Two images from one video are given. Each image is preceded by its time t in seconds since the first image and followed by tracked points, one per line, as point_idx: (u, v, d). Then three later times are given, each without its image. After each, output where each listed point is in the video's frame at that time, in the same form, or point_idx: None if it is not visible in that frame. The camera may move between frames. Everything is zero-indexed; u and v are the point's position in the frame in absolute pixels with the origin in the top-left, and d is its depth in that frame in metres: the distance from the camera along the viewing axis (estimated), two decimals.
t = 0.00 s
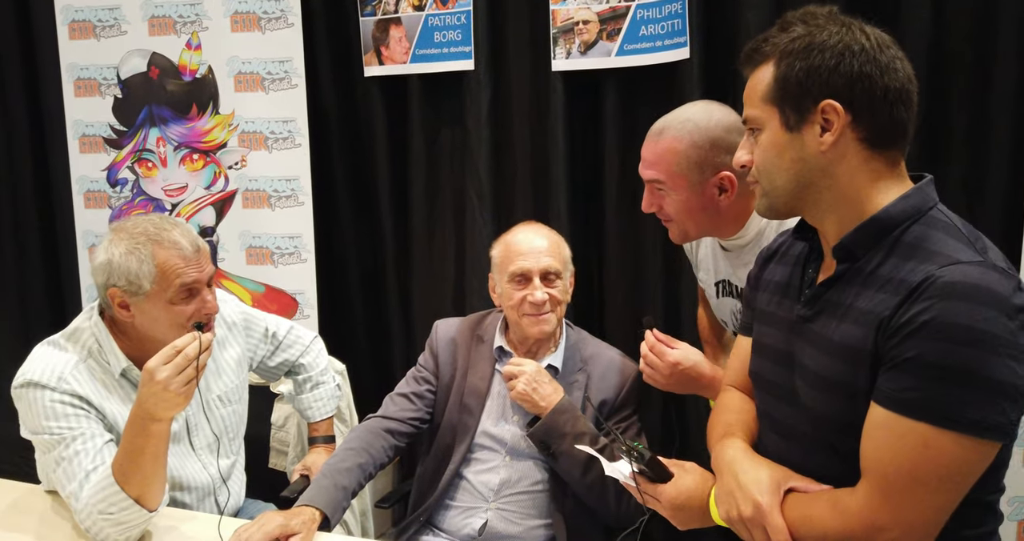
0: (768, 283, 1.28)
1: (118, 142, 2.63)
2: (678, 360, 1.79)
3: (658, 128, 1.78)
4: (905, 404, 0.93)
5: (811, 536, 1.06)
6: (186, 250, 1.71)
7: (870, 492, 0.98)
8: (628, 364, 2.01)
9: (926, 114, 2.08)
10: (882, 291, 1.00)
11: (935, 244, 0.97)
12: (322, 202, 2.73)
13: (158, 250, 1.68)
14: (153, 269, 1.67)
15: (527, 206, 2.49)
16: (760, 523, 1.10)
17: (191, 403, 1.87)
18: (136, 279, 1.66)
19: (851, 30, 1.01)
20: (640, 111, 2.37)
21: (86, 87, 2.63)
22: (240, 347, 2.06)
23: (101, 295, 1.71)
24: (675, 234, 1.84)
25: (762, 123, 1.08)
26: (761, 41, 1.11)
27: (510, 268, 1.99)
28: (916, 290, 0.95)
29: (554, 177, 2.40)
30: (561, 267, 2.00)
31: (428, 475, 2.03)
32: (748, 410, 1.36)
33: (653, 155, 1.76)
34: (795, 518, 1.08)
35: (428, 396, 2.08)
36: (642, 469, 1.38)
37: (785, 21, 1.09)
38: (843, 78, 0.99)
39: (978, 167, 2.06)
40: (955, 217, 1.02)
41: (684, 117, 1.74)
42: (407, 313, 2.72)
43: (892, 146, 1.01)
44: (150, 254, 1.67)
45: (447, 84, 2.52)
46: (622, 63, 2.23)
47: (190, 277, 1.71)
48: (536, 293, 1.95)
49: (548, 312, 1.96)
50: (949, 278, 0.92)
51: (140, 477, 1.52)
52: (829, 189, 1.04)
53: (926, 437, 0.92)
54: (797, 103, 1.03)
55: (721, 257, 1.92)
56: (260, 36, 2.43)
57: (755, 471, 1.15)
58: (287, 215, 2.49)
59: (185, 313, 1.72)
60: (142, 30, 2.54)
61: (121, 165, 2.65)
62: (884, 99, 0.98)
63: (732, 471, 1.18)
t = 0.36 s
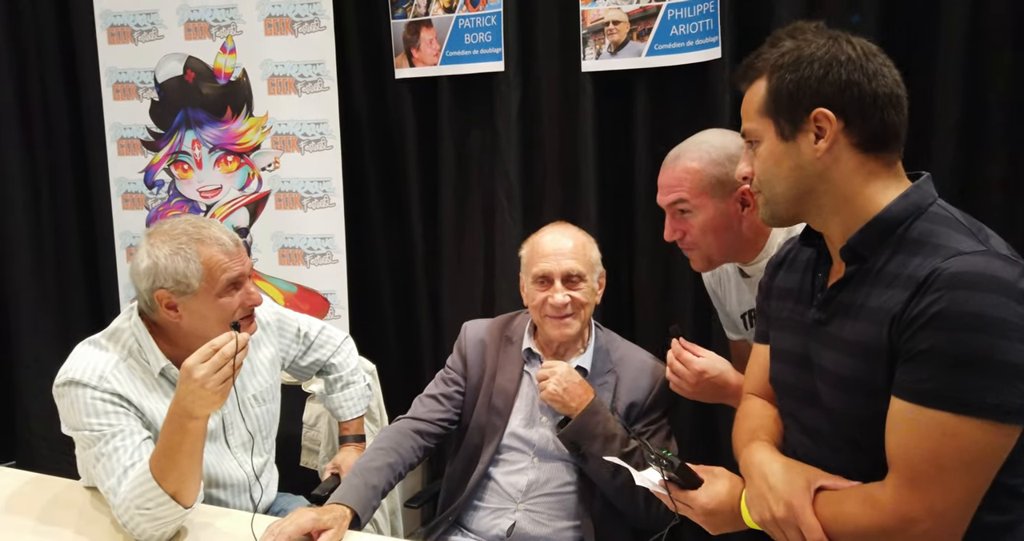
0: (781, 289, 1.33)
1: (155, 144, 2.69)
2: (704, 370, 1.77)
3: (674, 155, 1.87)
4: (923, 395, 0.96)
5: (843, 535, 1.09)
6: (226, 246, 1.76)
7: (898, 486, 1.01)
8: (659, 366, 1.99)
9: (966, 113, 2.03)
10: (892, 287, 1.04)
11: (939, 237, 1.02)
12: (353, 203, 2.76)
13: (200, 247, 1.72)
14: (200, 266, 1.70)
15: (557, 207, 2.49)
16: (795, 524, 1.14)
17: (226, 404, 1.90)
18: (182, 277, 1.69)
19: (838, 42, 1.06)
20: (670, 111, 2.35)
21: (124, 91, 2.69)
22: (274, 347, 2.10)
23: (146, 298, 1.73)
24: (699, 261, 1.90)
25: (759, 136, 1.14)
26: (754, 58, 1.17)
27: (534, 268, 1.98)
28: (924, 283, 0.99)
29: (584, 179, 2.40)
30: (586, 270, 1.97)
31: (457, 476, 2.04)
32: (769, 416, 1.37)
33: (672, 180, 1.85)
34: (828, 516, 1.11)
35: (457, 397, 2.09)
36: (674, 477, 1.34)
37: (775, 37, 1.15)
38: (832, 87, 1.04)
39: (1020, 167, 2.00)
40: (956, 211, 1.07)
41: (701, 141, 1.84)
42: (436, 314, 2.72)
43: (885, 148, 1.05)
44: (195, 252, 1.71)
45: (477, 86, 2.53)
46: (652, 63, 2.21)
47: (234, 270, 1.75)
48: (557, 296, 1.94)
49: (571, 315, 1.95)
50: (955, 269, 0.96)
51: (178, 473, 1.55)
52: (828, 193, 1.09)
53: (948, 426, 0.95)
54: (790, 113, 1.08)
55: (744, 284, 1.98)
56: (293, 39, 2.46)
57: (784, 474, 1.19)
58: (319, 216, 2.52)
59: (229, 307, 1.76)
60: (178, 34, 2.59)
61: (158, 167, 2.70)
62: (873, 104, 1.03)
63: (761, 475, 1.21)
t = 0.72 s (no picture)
0: (802, 305, 1.34)
1: (189, 151, 2.74)
2: (726, 377, 1.77)
3: (699, 174, 1.86)
4: (938, 402, 0.97)
5: None
6: (265, 253, 1.79)
7: (925, 497, 1.01)
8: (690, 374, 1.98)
9: (1005, 118, 1.99)
10: (899, 297, 1.05)
11: (941, 244, 1.03)
12: (383, 209, 2.78)
13: (240, 255, 1.76)
14: (239, 274, 1.74)
15: (586, 214, 2.48)
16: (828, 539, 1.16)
17: (260, 408, 1.92)
18: (223, 285, 1.72)
19: (809, 72, 1.10)
20: (699, 117, 2.33)
21: (159, 99, 2.74)
22: (305, 352, 2.12)
23: (184, 305, 1.76)
24: (728, 278, 1.88)
25: (749, 167, 1.19)
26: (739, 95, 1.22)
27: (569, 272, 1.98)
28: (929, 291, 1.01)
29: (613, 186, 2.40)
30: (621, 274, 1.96)
31: (485, 482, 2.05)
32: (799, 431, 1.39)
33: (694, 198, 1.84)
34: (859, 529, 1.13)
35: (487, 402, 2.09)
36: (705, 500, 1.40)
37: (755, 74, 1.19)
38: (805, 116, 1.08)
39: None
40: (960, 216, 1.08)
41: (725, 158, 1.83)
42: (464, 319, 2.74)
43: (871, 165, 1.07)
44: (235, 260, 1.75)
45: (506, 92, 2.54)
46: (681, 68, 2.20)
47: (273, 278, 1.79)
48: (593, 299, 1.94)
49: (605, 320, 1.95)
50: (957, 275, 0.97)
51: (213, 477, 1.57)
52: (822, 214, 1.12)
53: (965, 433, 0.95)
54: (771, 146, 1.13)
55: (771, 301, 1.97)
56: (324, 47, 2.49)
57: (814, 492, 1.21)
58: (349, 222, 2.55)
59: (267, 314, 1.79)
60: (213, 43, 2.64)
61: (192, 174, 2.75)
62: (848, 126, 1.06)
63: (791, 494, 1.25)
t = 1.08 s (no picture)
0: (835, 311, 1.32)
1: (219, 156, 2.77)
2: (757, 371, 1.74)
3: (728, 178, 1.83)
4: (978, 414, 0.96)
5: None
6: (295, 259, 1.81)
7: (961, 509, 1.00)
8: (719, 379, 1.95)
9: None
10: (939, 307, 1.03)
11: (983, 253, 1.01)
12: (410, 213, 2.80)
13: (271, 260, 1.78)
14: (270, 279, 1.75)
15: (612, 218, 2.47)
16: None
17: (286, 412, 1.94)
18: (254, 290, 1.74)
19: (815, 91, 1.09)
20: (728, 120, 2.31)
21: (191, 104, 2.79)
22: (334, 356, 2.14)
23: (215, 309, 1.79)
24: (759, 282, 1.85)
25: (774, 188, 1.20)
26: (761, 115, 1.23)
27: (595, 279, 1.97)
28: (971, 301, 0.99)
29: (639, 191, 2.39)
30: (648, 280, 1.95)
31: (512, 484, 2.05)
32: (831, 438, 1.36)
33: (725, 203, 1.81)
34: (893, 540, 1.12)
35: (512, 406, 2.09)
36: (735, 504, 1.38)
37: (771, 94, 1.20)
38: (814, 138, 1.08)
39: None
40: (1000, 222, 1.05)
41: (756, 162, 1.80)
42: (490, 323, 2.74)
43: (892, 177, 1.05)
44: (265, 265, 1.76)
45: (533, 97, 2.54)
46: (710, 72, 2.18)
47: (303, 284, 1.80)
48: (620, 306, 1.92)
49: (631, 326, 1.94)
50: (999, 286, 0.96)
51: (240, 479, 1.58)
52: (847, 231, 1.11)
53: (1006, 447, 0.94)
54: (789, 169, 1.14)
55: (801, 303, 1.94)
56: (353, 52, 2.51)
57: (846, 500, 1.21)
58: (376, 226, 2.56)
59: (297, 319, 1.81)
60: (243, 49, 2.68)
61: (222, 178, 2.78)
62: (857, 146, 1.05)
63: (823, 501, 1.25)
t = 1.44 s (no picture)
0: (852, 316, 1.32)
1: (239, 157, 2.80)
2: (778, 376, 1.72)
3: (757, 172, 1.81)
4: (1016, 399, 1.00)
5: None
6: (312, 260, 1.82)
7: (1004, 499, 1.03)
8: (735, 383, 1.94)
9: None
10: (972, 298, 1.07)
11: (1012, 244, 1.05)
12: (428, 214, 2.80)
13: (288, 262, 1.79)
14: (286, 281, 1.77)
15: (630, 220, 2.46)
16: None
17: (303, 412, 1.95)
18: (271, 291, 1.75)
19: (897, 70, 1.13)
20: (746, 122, 2.30)
21: (211, 107, 2.81)
22: (350, 358, 2.15)
23: (233, 310, 1.80)
24: (770, 278, 1.85)
25: (861, 147, 1.09)
26: (806, 90, 1.17)
27: (613, 282, 1.96)
28: (1005, 288, 1.02)
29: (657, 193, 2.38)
30: (665, 282, 1.95)
31: (527, 489, 2.04)
32: (852, 448, 1.35)
33: (752, 196, 1.79)
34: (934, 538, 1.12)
35: (528, 408, 2.09)
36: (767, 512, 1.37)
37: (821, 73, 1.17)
38: (920, 102, 1.09)
39: None
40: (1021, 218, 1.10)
41: (785, 160, 1.78)
42: (506, 325, 2.74)
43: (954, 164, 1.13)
44: (282, 267, 1.78)
45: (550, 98, 2.54)
46: (729, 73, 2.17)
47: (319, 285, 1.81)
48: (639, 309, 1.91)
49: (651, 330, 1.92)
50: None
51: (258, 476, 1.59)
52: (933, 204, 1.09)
53: None
54: (895, 127, 1.08)
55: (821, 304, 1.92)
56: (371, 55, 2.53)
57: (883, 500, 1.20)
58: (394, 227, 2.57)
59: (313, 320, 1.82)
60: (263, 52, 2.70)
61: (242, 180, 2.81)
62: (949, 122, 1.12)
63: (857, 506, 1.23)
